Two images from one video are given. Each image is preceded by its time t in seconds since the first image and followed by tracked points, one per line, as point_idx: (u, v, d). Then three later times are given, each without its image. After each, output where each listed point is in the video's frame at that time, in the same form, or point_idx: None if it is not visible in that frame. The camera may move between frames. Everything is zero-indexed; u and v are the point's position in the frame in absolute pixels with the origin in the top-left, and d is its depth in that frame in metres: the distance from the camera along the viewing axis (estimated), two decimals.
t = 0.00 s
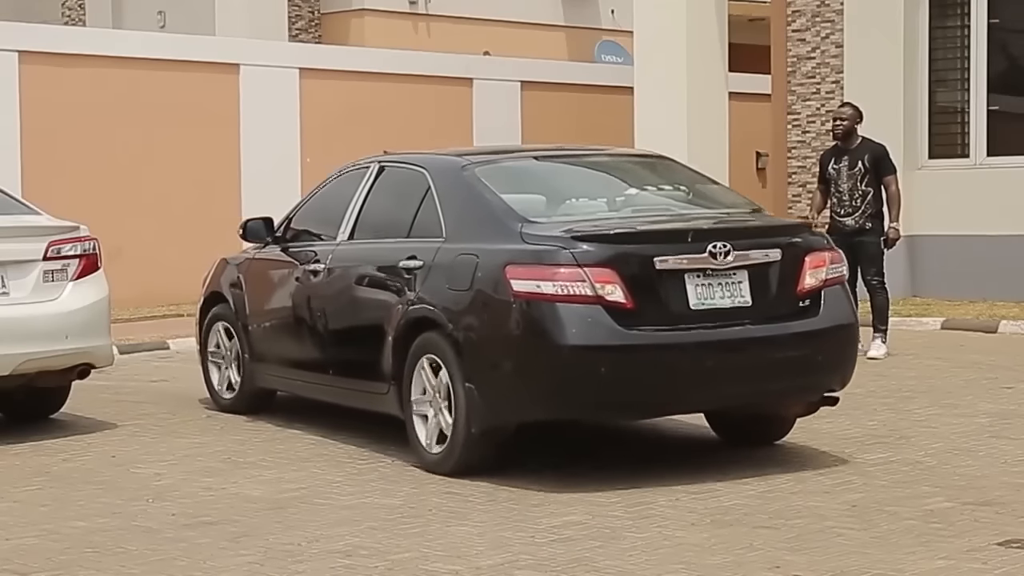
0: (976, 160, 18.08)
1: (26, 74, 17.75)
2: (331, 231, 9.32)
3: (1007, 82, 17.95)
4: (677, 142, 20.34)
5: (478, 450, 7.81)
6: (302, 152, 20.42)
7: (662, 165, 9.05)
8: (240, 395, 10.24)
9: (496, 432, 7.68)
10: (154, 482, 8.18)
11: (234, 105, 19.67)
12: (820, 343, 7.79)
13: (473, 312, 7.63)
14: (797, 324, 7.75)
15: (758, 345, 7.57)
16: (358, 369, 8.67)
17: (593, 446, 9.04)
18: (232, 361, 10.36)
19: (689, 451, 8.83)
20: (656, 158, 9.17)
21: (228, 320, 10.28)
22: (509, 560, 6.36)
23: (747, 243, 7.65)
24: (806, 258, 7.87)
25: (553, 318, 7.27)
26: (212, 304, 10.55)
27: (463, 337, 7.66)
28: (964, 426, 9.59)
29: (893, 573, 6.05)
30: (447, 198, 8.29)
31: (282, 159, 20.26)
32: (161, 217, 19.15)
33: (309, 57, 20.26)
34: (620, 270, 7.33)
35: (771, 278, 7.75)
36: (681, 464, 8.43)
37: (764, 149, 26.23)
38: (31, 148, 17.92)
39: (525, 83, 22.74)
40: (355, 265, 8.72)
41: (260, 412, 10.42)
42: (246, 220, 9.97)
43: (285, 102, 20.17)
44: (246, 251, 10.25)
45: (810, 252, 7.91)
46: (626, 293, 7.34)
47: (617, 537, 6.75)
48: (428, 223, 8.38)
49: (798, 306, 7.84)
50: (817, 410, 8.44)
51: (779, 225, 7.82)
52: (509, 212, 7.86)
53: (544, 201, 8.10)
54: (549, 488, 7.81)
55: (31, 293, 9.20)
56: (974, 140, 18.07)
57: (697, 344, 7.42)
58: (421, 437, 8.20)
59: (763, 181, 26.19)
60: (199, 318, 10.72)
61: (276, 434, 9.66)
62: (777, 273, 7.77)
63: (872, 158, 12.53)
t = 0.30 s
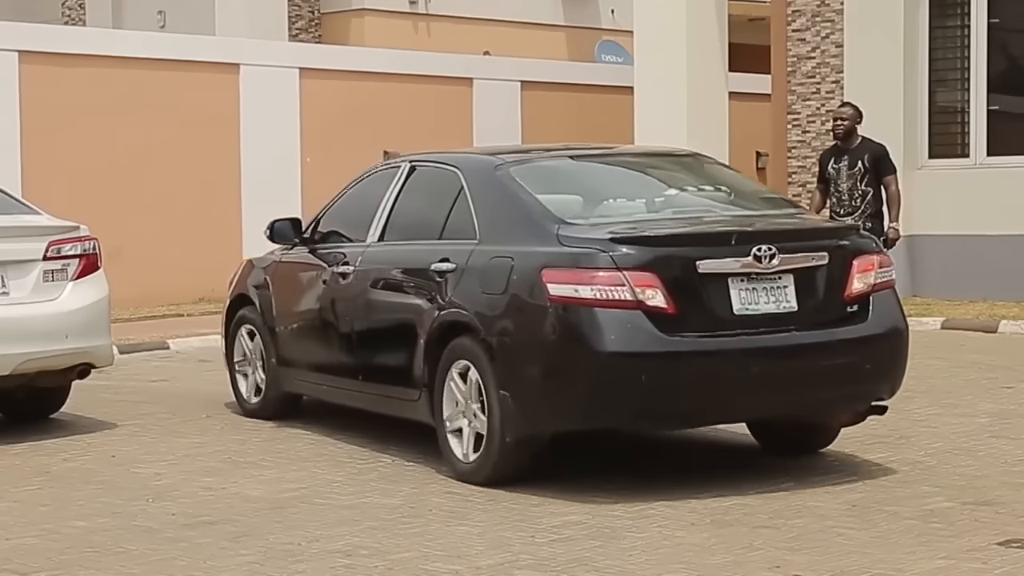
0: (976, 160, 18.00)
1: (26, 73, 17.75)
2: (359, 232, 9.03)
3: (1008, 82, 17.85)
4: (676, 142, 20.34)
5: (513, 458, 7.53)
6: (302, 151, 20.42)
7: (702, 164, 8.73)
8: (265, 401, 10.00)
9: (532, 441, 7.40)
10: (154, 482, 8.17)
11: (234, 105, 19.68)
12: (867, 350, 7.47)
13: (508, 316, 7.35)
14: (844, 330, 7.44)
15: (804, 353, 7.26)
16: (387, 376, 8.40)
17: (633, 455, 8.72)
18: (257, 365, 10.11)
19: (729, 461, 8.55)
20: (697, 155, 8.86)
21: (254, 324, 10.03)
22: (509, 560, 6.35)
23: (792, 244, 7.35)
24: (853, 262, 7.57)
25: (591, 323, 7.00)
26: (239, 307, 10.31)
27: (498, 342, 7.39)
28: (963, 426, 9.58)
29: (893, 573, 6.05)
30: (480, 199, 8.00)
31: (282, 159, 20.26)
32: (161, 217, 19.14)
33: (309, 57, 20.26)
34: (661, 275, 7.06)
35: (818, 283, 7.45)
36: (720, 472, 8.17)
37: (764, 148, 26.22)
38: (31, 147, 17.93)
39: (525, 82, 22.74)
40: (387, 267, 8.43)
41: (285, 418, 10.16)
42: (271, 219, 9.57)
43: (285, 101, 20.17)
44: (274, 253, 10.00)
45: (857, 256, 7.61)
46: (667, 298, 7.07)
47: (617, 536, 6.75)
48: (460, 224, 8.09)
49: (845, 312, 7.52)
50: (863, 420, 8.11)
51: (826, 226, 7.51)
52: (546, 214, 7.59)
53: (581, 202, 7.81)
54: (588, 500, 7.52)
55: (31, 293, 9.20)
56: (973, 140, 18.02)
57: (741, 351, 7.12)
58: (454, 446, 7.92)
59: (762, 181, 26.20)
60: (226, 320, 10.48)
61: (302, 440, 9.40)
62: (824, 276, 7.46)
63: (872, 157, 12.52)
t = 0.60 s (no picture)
0: (976, 160, 17.83)
1: (26, 73, 17.74)
2: (382, 232, 8.80)
3: (1009, 82, 17.64)
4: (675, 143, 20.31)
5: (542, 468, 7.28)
6: (302, 150, 20.42)
7: (739, 163, 8.51)
8: (285, 404, 9.76)
9: (561, 450, 7.15)
10: (154, 482, 8.17)
11: (234, 105, 19.69)
12: (907, 355, 7.19)
13: (537, 320, 7.10)
14: (884, 334, 7.17)
15: (844, 358, 7.00)
16: (410, 381, 8.15)
17: (663, 464, 8.45)
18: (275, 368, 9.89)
19: (760, 468, 8.31)
20: (732, 155, 8.62)
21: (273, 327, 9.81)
22: (509, 560, 6.35)
23: (831, 246, 7.09)
24: (892, 264, 7.30)
25: (624, 329, 6.75)
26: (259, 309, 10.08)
27: (526, 347, 7.15)
28: (963, 425, 9.58)
29: (893, 573, 6.05)
30: (507, 200, 7.75)
31: (282, 160, 20.28)
32: (162, 216, 19.15)
33: (308, 57, 20.26)
34: (696, 278, 6.81)
35: (856, 286, 7.19)
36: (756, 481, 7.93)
37: (764, 148, 26.22)
38: (32, 146, 17.93)
39: (525, 82, 22.74)
40: (412, 269, 8.19)
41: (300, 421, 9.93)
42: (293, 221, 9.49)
43: (285, 101, 20.18)
44: (295, 252, 9.77)
45: (897, 257, 7.34)
46: (702, 302, 6.81)
47: (617, 536, 6.75)
48: (487, 226, 7.84)
49: (885, 316, 7.25)
50: (900, 428, 7.84)
51: (866, 227, 7.24)
52: (577, 215, 7.34)
53: (610, 203, 7.56)
54: (622, 510, 7.27)
55: (31, 293, 9.20)
56: (974, 140, 17.81)
57: (778, 357, 6.85)
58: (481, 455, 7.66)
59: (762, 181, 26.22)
60: (246, 321, 10.26)
61: (322, 446, 9.17)
62: (863, 280, 7.20)
63: (872, 157, 12.50)
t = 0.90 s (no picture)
0: (976, 160, 17.39)
1: (26, 73, 17.74)
2: (400, 232, 8.54)
3: (1009, 82, 17.22)
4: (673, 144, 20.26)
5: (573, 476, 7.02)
6: (302, 149, 20.42)
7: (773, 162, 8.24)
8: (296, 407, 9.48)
9: (593, 458, 6.89)
10: (154, 482, 8.17)
11: (234, 104, 19.69)
12: (951, 360, 6.90)
13: (568, 323, 6.82)
14: (928, 338, 6.89)
15: (890, 365, 6.72)
16: (433, 387, 7.89)
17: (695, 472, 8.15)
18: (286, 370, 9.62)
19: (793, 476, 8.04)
20: (765, 154, 8.35)
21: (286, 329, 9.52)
22: (509, 560, 6.35)
23: (874, 247, 6.82)
24: (935, 265, 7.02)
25: (660, 334, 6.48)
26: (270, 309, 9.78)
27: (556, 351, 6.87)
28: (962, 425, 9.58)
29: (893, 573, 6.05)
30: (535, 200, 7.48)
31: (282, 162, 20.27)
32: (162, 217, 19.15)
33: (309, 57, 20.28)
34: (735, 281, 6.54)
35: (899, 289, 6.91)
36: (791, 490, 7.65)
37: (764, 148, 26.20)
38: (32, 145, 17.93)
39: (525, 82, 22.74)
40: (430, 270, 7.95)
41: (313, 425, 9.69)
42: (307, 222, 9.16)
43: (285, 101, 20.19)
44: (309, 253, 9.46)
45: (939, 259, 7.07)
46: (740, 305, 6.54)
47: (617, 536, 6.74)
48: (513, 226, 7.56)
49: (928, 319, 6.97)
50: (939, 436, 7.55)
51: (908, 228, 6.97)
52: (609, 215, 7.06)
53: (640, 203, 7.30)
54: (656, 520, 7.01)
55: (31, 293, 9.20)
56: (974, 139, 17.40)
57: (819, 362, 6.58)
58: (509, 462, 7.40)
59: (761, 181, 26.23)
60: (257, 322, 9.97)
61: (339, 452, 8.93)
62: (905, 282, 6.92)
63: (872, 157, 12.45)
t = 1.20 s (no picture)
0: (977, 160, 17.12)
1: (26, 73, 17.75)
2: (412, 233, 8.46)
3: (1009, 82, 17.01)
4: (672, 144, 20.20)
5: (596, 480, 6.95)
6: (302, 150, 20.43)
7: (789, 163, 8.17)
8: (302, 410, 9.38)
9: (617, 463, 6.82)
10: (154, 482, 8.17)
11: (234, 104, 19.70)
12: (982, 363, 6.84)
13: (594, 325, 6.74)
14: (959, 340, 6.82)
15: (922, 369, 6.66)
16: (451, 391, 7.82)
17: (716, 477, 8.04)
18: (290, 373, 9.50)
19: (813, 481, 7.92)
20: (780, 155, 8.28)
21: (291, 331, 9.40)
22: (509, 560, 6.35)
23: (905, 249, 6.75)
24: (967, 267, 6.96)
25: (689, 336, 6.41)
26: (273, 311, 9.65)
27: (580, 354, 6.80)
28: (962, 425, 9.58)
29: (893, 573, 6.05)
30: (556, 200, 7.40)
31: (281, 164, 20.27)
32: (162, 217, 19.16)
33: (309, 57, 20.28)
34: (766, 283, 6.47)
35: (931, 290, 6.84)
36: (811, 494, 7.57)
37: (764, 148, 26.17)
38: (32, 145, 17.94)
39: (525, 82, 22.74)
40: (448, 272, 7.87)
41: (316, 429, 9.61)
42: (316, 223, 9.05)
43: (285, 102, 20.19)
44: (317, 252, 9.36)
45: (971, 261, 7.01)
46: (771, 308, 6.47)
47: (617, 536, 6.74)
48: (533, 226, 7.49)
49: (959, 322, 6.90)
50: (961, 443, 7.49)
51: (938, 230, 6.90)
52: (633, 217, 6.99)
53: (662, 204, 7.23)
54: (676, 525, 6.94)
55: (31, 292, 9.20)
56: (974, 138, 17.14)
57: (849, 366, 6.51)
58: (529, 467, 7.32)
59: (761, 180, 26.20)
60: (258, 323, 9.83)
61: (346, 454, 8.86)
62: (937, 284, 6.85)
63: (872, 158, 12.42)
